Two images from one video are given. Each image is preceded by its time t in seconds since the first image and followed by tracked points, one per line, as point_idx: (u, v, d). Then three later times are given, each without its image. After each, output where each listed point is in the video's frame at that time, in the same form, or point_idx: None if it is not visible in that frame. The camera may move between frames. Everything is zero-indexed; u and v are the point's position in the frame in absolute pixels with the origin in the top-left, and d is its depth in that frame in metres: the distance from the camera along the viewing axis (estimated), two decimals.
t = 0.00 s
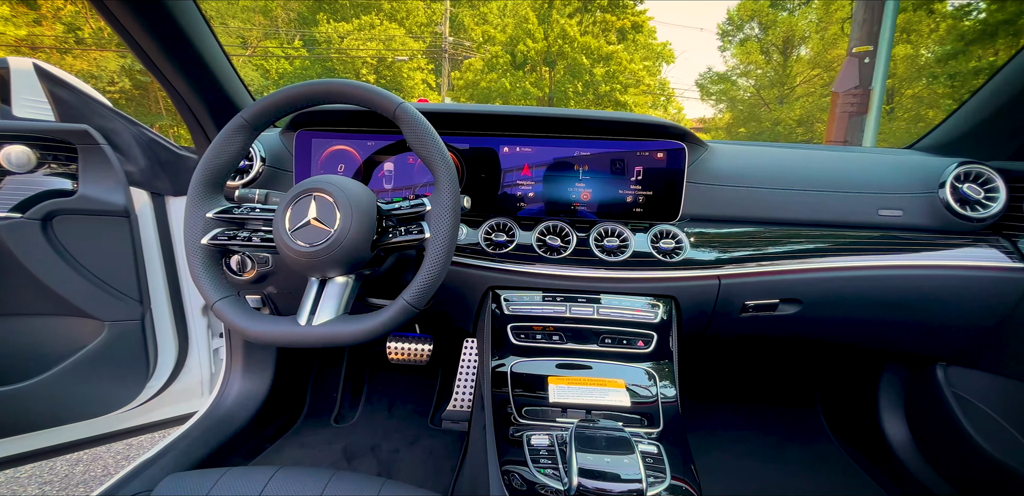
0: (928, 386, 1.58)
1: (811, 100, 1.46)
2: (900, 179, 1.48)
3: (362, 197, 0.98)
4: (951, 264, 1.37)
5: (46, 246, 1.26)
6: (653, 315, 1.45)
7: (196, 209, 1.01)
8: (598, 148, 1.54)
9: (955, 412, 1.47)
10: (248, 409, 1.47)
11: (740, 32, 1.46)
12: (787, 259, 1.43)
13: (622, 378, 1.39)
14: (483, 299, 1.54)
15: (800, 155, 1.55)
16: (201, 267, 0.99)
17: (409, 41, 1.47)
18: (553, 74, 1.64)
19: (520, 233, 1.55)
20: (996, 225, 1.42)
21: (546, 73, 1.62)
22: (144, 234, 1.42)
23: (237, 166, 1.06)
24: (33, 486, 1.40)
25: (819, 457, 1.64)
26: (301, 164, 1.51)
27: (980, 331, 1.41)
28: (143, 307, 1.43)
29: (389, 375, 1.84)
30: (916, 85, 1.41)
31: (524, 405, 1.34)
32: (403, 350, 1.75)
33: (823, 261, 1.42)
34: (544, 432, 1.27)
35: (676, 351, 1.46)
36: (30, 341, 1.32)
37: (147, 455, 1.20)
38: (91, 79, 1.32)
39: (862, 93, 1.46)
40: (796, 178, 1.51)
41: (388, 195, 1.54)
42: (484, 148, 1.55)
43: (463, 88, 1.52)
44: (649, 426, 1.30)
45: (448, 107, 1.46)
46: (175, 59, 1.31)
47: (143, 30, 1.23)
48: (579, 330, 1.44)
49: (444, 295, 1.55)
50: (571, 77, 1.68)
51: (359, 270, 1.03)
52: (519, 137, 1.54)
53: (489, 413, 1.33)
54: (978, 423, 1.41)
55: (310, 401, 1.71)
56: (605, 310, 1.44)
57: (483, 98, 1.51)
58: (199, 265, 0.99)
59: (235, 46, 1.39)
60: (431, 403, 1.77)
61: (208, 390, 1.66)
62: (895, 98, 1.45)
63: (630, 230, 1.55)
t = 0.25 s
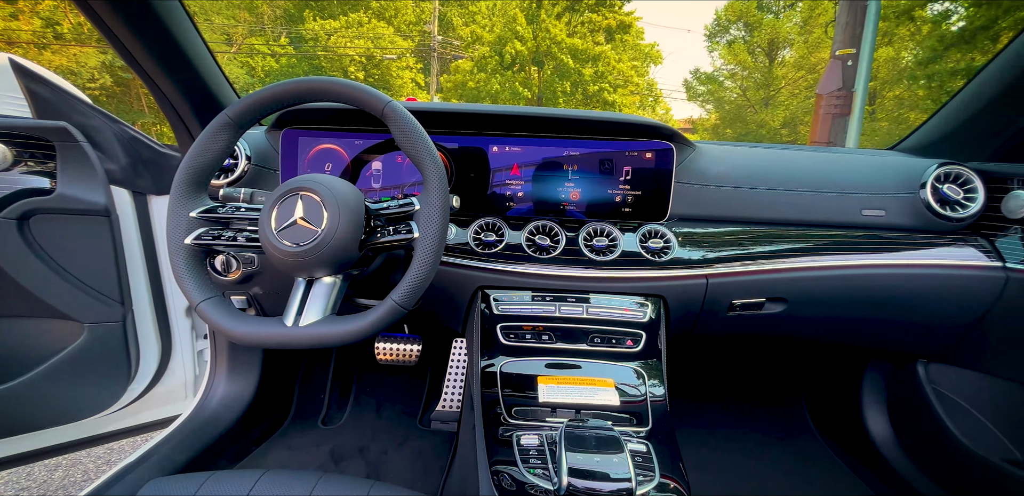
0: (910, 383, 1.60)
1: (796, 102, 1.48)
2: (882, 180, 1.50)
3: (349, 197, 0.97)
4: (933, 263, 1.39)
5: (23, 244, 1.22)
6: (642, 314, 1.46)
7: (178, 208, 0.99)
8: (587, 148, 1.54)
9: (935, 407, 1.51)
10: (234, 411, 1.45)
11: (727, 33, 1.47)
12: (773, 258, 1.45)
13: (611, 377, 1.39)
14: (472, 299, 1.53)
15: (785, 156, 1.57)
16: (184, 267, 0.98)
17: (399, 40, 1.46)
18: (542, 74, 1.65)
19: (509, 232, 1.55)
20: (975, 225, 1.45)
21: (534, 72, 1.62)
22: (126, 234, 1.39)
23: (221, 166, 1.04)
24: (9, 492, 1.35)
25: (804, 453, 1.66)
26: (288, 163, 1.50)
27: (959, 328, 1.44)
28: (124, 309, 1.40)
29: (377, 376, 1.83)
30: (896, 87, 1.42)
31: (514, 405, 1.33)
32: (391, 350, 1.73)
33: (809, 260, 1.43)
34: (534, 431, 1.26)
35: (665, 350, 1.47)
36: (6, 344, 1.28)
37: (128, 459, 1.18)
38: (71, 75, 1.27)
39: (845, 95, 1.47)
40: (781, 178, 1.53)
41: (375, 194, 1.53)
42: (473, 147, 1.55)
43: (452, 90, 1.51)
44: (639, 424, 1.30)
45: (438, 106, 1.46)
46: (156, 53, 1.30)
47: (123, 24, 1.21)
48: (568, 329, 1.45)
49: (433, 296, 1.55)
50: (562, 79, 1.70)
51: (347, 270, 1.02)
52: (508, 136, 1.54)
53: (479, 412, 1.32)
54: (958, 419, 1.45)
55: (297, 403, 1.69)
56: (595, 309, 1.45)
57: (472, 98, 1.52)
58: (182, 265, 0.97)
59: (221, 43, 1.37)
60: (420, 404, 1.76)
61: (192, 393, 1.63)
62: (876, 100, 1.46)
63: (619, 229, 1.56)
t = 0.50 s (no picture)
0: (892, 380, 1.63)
1: (780, 105, 1.49)
2: (865, 180, 1.53)
3: (336, 195, 0.96)
4: (915, 262, 1.42)
5: None
6: (631, 314, 1.47)
7: (161, 207, 0.97)
8: (576, 148, 1.55)
9: (916, 403, 1.53)
10: (219, 414, 1.42)
11: (715, 35, 1.49)
12: (759, 257, 1.46)
13: (601, 377, 1.39)
14: (461, 299, 1.53)
15: (771, 156, 1.59)
16: (167, 268, 0.96)
17: (385, 39, 1.45)
18: (532, 72, 1.69)
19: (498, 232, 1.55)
20: (955, 225, 1.48)
21: (524, 71, 1.64)
22: (106, 234, 1.36)
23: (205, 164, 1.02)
24: None
25: (790, 450, 1.69)
26: (274, 162, 1.48)
27: (940, 326, 1.47)
28: (104, 311, 1.37)
29: (365, 377, 1.82)
30: (879, 88, 1.44)
31: (504, 406, 1.32)
32: (380, 350, 1.74)
33: (795, 259, 1.45)
34: (523, 431, 1.26)
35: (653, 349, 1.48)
36: None
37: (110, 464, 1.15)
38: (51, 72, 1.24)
39: (829, 97, 1.48)
40: (768, 178, 1.55)
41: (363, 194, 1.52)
42: (462, 147, 1.55)
43: (440, 90, 1.48)
44: (628, 423, 1.30)
45: (425, 104, 1.42)
46: (138, 49, 1.27)
47: (103, 19, 1.19)
48: (557, 329, 1.45)
49: (422, 296, 1.54)
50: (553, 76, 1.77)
51: (335, 270, 1.01)
52: (498, 136, 1.54)
53: (468, 413, 1.32)
54: (938, 414, 1.48)
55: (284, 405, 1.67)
56: (584, 309, 1.45)
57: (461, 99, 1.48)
58: (165, 266, 0.95)
59: (205, 39, 1.35)
60: (409, 405, 1.75)
61: (176, 396, 1.60)
62: (860, 101, 1.47)
63: (608, 229, 1.56)
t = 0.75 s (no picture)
0: (875, 377, 1.66)
1: (765, 106, 1.52)
2: (849, 180, 1.55)
3: (323, 194, 0.95)
4: (898, 261, 1.44)
5: None
6: (620, 313, 1.47)
7: (143, 206, 0.95)
8: (565, 148, 1.55)
9: (898, 400, 1.55)
10: (203, 417, 1.40)
11: (702, 36, 1.50)
12: (746, 257, 1.48)
13: (590, 376, 1.40)
14: (450, 299, 1.52)
15: (757, 156, 1.61)
16: (149, 268, 0.94)
17: (375, 38, 1.44)
18: (522, 72, 1.67)
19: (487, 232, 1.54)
20: (935, 225, 1.51)
21: (513, 70, 1.64)
22: (85, 233, 1.33)
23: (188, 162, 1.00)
24: None
25: (776, 447, 1.71)
26: (260, 159, 1.46)
27: (921, 324, 1.50)
28: (84, 312, 1.34)
29: (354, 378, 1.80)
30: (861, 91, 1.46)
31: (494, 406, 1.32)
32: (368, 351, 1.75)
33: (781, 258, 1.47)
34: (513, 432, 1.26)
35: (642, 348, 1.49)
36: None
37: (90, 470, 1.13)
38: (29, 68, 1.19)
39: (813, 99, 1.49)
40: (755, 178, 1.56)
41: (351, 193, 1.50)
42: (450, 146, 1.54)
43: (428, 90, 1.47)
44: (617, 422, 1.31)
45: (415, 103, 1.40)
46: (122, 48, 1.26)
47: (82, 15, 1.16)
48: (547, 328, 1.45)
49: (411, 296, 1.53)
50: (542, 76, 1.75)
51: (322, 270, 1.00)
52: (487, 135, 1.54)
53: (457, 414, 1.31)
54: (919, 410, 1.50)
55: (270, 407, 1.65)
56: (573, 308, 1.46)
57: (450, 98, 1.49)
58: (147, 267, 0.93)
59: (189, 36, 1.34)
60: (397, 406, 1.74)
61: (158, 399, 1.57)
62: (843, 103, 1.50)
63: (597, 229, 1.57)
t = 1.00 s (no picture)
0: (858, 374, 1.68)
1: (752, 106, 1.53)
2: (833, 181, 1.58)
3: (310, 193, 0.93)
4: (881, 260, 1.47)
5: None
6: (609, 312, 1.48)
7: (123, 205, 0.93)
8: (554, 148, 1.56)
9: (882, 398, 1.58)
10: (187, 420, 1.38)
11: (689, 38, 1.49)
12: (733, 256, 1.49)
13: (580, 375, 1.39)
14: (439, 299, 1.51)
15: (744, 157, 1.62)
16: (131, 269, 0.92)
17: (362, 36, 1.41)
18: (508, 73, 1.58)
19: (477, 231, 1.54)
20: (917, 224, 1.54)
21: (501, 71, 1.57)
22: (64, 232, 1.30)
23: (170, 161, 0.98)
24: None
25: (763, 444, 1.73)
26: (245, 159, 1.43)
27: (903, 322, 1.53)
28: (64, 314, 1.31)
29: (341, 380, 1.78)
30: (845, 94, 1.48)
31: (484, 407, 1.32)
32: (356, 352, 1.76)
33: (767, 258, 1.48)
34: (503, 432, 1.25)
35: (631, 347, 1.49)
36: None
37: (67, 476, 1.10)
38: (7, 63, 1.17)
39: (798, 100, 1.51)
40: (741, 178, 1.58)
41: (338, 192, 1.48)
42: (439, 145, 1.53)
43: (418, 88, 1.51)
44: (607, 421, 1.31)
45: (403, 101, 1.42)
46: (102, 43, 1.24)
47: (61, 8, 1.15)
48: (537, 328, 1.45)
49: (399, 297, 1.51)
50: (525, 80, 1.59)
51: (309, 271, 0.98)
52: (475, 135, 1.53)
53: (447, 415, 1.30)
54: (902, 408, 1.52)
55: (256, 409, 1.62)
56: (562, 308, 1.46)
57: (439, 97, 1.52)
58: (128, 267, 0.91)
59: (172, 32, 1.32)
60: (386, 407, 1.72)
61: (141, 402, 1.54)
62: (826, 106, 1.51)
63: (586, 229, 1.57)
